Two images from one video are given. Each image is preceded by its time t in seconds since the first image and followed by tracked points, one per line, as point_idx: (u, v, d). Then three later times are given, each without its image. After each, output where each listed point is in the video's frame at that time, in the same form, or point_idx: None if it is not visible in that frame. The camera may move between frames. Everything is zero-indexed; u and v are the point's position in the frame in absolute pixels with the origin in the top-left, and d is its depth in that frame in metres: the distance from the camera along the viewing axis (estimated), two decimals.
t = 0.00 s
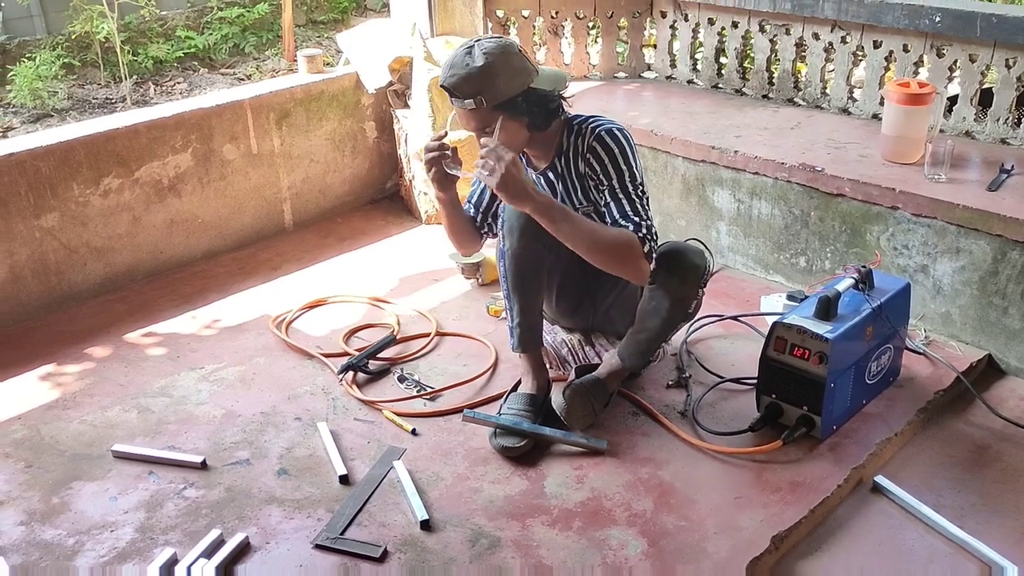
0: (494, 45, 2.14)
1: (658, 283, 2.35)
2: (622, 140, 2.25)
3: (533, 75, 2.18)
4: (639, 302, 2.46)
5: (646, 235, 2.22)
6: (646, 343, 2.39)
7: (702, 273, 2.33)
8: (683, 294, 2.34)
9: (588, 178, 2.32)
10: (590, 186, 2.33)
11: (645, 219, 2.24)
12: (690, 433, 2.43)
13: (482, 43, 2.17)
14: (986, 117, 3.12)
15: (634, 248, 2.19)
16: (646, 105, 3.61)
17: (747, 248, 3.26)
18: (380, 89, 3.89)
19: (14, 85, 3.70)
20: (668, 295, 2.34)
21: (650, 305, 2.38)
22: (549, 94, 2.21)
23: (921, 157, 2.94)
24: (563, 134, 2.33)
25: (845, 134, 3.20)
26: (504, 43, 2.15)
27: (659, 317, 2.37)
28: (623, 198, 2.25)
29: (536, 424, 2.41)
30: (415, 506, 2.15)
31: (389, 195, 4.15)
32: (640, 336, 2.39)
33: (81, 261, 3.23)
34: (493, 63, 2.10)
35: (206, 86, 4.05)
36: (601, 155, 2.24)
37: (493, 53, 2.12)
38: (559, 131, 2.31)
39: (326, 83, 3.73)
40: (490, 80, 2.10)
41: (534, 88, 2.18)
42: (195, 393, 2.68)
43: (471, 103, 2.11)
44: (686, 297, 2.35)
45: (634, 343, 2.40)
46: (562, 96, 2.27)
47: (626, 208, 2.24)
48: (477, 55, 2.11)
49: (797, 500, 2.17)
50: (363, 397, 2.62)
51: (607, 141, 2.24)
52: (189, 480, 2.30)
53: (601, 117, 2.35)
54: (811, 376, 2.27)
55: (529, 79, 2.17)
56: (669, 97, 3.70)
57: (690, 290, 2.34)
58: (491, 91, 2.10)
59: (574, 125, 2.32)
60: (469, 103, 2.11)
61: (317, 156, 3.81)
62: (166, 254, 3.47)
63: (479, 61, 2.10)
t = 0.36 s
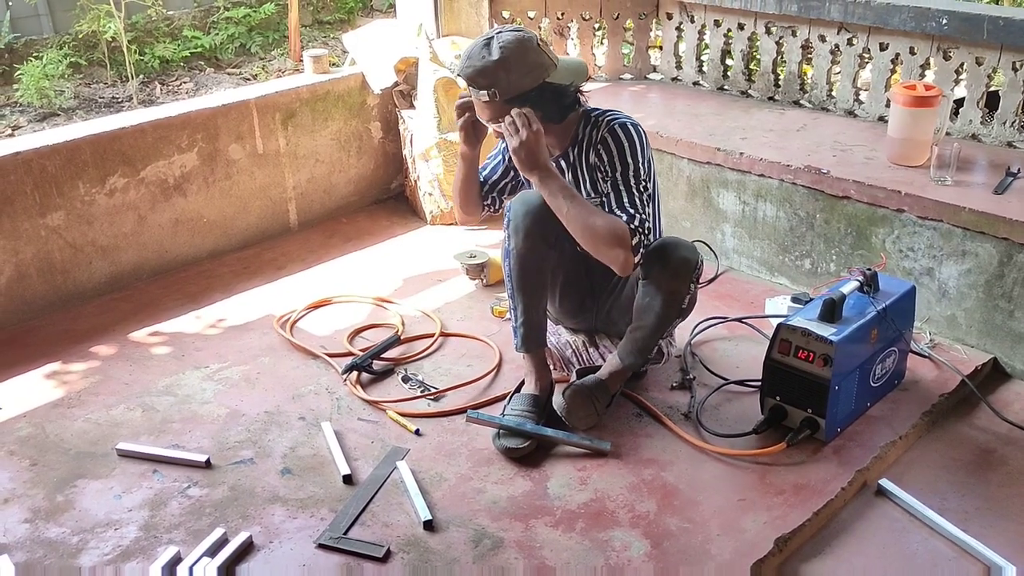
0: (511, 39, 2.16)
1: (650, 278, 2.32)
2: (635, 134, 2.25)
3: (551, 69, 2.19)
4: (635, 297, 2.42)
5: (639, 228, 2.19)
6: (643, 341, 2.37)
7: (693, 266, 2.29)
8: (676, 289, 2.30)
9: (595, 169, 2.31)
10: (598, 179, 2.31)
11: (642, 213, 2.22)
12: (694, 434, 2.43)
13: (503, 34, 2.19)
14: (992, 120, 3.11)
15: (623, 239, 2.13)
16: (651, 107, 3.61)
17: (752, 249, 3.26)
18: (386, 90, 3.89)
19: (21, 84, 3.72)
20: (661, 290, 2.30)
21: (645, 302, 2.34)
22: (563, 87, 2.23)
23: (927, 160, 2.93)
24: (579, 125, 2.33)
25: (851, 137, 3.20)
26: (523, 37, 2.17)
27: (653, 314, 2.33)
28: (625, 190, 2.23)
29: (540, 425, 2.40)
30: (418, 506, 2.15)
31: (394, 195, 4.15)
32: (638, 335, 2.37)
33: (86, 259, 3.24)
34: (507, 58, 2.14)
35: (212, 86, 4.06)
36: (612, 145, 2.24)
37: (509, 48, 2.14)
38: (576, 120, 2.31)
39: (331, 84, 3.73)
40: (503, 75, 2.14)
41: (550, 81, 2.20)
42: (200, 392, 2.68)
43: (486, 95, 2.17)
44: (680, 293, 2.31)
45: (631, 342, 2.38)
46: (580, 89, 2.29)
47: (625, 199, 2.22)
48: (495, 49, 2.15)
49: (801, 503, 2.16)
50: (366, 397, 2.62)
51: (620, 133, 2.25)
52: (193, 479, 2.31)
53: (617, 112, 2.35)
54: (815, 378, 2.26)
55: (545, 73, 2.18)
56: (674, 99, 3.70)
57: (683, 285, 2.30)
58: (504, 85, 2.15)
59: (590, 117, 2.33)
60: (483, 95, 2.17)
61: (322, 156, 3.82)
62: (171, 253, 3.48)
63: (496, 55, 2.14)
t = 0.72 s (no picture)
0: (500, 59, 2.10)
1: (655, 275, 2.29)
2: (644, 138, 2.25)
3: (542, 89, 2.14)
4: (640, 298, 2.41)
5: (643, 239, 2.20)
6: (647, 339, 2.36)
7: (698, 264, 2.28)
8: (681, 288, 2.29)
9: (603, 171, 2.31)
10: (606, 180, 2.32)
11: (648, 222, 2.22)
12: (699, 434, 2.42)
13: (503, 43, 2.15)
14: (1000, 120, 3.10)
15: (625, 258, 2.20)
16: (657, 106, 3.60)
17: (758, 249, 3.25)
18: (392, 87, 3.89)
19: (27, 82, 3.73)
20: (666, 288, 2.29)
21: (650, 300, 2.33)
22: (557, 104, 2.19)
23: (934, 160, 2.92)
24: (588, 125, 2.32)
25: (858, 136, 3.19)
26: (515, 54, 2.11)
27: (659, 313, 2.32)
28: (632, 196, 2.23)
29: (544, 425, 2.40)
30: (423, 505, 2.15)
31: (400, 194, 4.15)
32: (644, 333, 2.36)
33: (92, 257, 3.24)
34: (495, 79, 2.11)
35: (218, 84, 4.06)
36: (619, 149, 2.24)
37: (498, 68, 2.10)
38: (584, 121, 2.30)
39: (337, 82, 3.73)
40: (486, 92, 2.14)
41: (539, 99, 2.16)
42: (205, 390, 2.69)
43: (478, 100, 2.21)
44: (685, 292, 2.30)
45: (637, 340, 2.37)
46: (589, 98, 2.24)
47: (631, 208, 2.23)
48: (484, 65, 2.12)
49: (807, 504, 2.16)
50: (371, 396, 2.62)
51: (628, 136, 2.24)
52: (198, 477, 2.31)
53: (626, 112, 2.34)
54: (821, 379, 2.26)
55: (533, 93, 2.14)
56: (680, 98, 3.69)
57: (688, 284, 2.29)
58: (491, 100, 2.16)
59: (600, 117, 2.32)
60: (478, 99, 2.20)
61: (328, 155, 3.82)
62: (177, 251, 3.48)
63: (481, 72, 2.12)
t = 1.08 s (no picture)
0: (554, 40, 2.11)
1: (666, 271, 2.31)
2: (653, 136, 2.22)
3: (589, 66, 2.17)
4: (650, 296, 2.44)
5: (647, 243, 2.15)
6: (657, 336, 2.38)
7: (708, 259, 2.29)
8: (690, 284, 2.30)
9: (612, 169, 2.27)
10: (614, 178, 2.29)
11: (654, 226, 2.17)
12: (704, 433, 2.42)
13: (541, 32, 2.15)
14: (1007, 118, 3.08)
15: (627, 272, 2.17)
16: (662, 104, 3.59)
17: (764, 248, 3.24)
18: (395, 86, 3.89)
19: (33, 80, 3.74)
20: (676, 284, 2.29)
21: (658, 296, 2.33)
22: (599, 85, 2.20)
23: (941, 158, 2.91)
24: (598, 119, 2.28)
25: (864, 135, 3.18)
26: (564, 34, 2.13)
27: (667, 309, 2.34)
28: (638, 197, 2.19)
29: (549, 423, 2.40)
30: (428, 503, 2.15)
31: (404, 192, 4.15)
32: (652, 329, 2.38)
33: (97, 255, 3.25)
34: (556, 57, 2.09)
35: (223, 82, 4.06)
36: (628, 146, 2.21)
37: (556, 46, 2.10)
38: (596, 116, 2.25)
39: (342, 80, 3.73)
40: (548, 74, 2.09)
41: (589, 78, 2.18)
42: (210, 387, 2.69)
43: (528, 95, 2.12)
44: (695, 287, 2.31)
45: (645, 337, 2.39)
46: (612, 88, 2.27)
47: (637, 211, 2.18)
48: (541, 48, 2.10)
49: (812, 503, 2.15)
50: (376, 394, 2.62)
51: (637, 135, 2.21)
52: (203, 474, 2.31)
53: (637, 110, 2.31)
54: (826, 378, 2.25)
55: (585, 70, 2.16)
56: (686, 96, 3.68)
57: (698, 279, 2.30)
58: (550, 84, 2.11)
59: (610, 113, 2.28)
60: (527, 94, 2.12)
61: (333, 152, 3.82)
62: (181, 248, 3.48)
63: (541, 54, 2.09)
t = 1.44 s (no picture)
0: (579, 26, 2.13)
1: (646, 266, 2.25)
2: (657, 144, 2.21)
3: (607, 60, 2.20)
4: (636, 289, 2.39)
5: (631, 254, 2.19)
6: (644, 332, 2.34)
7: (688, 251, 2.23)
8: (672, 278, 2.25)
9: (614, 174, 2.28)
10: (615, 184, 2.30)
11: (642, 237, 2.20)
12: (705, 432, 2.41)
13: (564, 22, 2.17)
14: (1009, 117, 3.08)
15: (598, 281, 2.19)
16: (664, 103, 3.59)
17: (765, 246, 3.24)
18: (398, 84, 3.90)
19: (34, 79, 3.74)
20: (656, 279, 2.25)
21: (642, 292, 2.29)
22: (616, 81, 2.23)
23: (942, 156, 2.91)
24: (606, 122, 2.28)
25: (865, 133, 3.17)
26: (588, 23, 2.16)
27: (651, 306, 2.29)
28: (633, 206, 2.21)
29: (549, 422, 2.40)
30: (429, 502, 2.15)
31: (406, 191, 4.15)
32: (639, 325, 2.34)
33: (98, 253, 3.25)
34: (584, 42, 2.11)
35: (224, 81, 4.06)
36: (631, 153, 2.21)
37: (583, 32, 2.12)
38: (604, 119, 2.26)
39: (343, 79, 3.73)
40: (576, 58, 2.09)
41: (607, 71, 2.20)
42: (211, 386, 2.69)
43: (555, 78, 2.10)
44: (677, 280, 2.26)
45: (633, 333, 2.36)
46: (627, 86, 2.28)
47: (628, 221, 2.21)
48: (569, 33, 2.10)
49: (813, 501, 2.15)
50: (376, 393, 2.62)
51: (641, 143, 2.21)
52: (204, 473, 2.31)
53: (645, 115, 2.30)
54: (827, 376, 2.25)
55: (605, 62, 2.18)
56: (687, 95, 3.68)
57: (679, 273, 2.25)
58: (576, 70, 2.10)
59: (617, 117, 2.28)
60: (553, 78, 2.10)
61: (334, 151, 3.82)
62: (183, 247, 3.48)
63: (570, 38, 2.09)
